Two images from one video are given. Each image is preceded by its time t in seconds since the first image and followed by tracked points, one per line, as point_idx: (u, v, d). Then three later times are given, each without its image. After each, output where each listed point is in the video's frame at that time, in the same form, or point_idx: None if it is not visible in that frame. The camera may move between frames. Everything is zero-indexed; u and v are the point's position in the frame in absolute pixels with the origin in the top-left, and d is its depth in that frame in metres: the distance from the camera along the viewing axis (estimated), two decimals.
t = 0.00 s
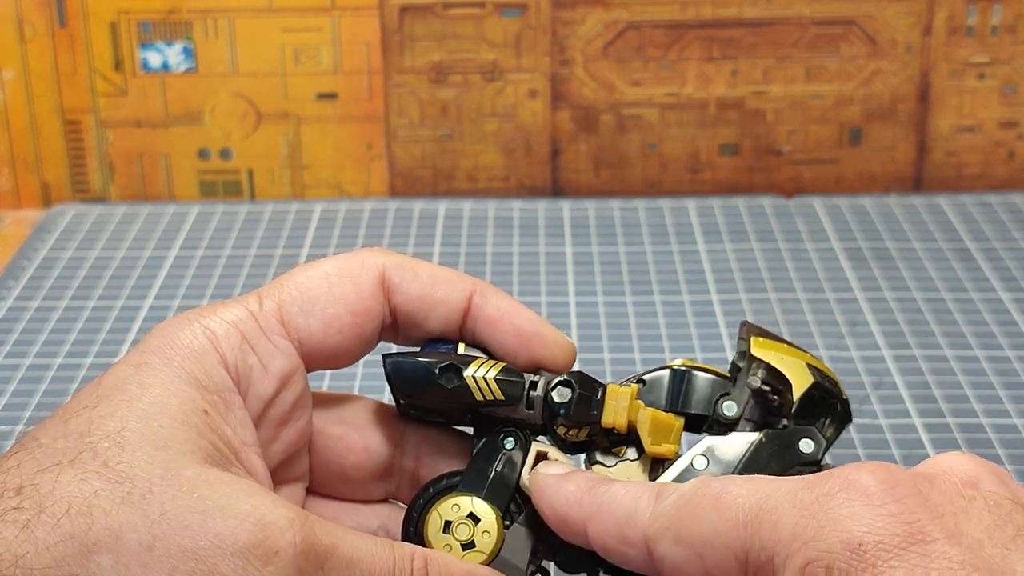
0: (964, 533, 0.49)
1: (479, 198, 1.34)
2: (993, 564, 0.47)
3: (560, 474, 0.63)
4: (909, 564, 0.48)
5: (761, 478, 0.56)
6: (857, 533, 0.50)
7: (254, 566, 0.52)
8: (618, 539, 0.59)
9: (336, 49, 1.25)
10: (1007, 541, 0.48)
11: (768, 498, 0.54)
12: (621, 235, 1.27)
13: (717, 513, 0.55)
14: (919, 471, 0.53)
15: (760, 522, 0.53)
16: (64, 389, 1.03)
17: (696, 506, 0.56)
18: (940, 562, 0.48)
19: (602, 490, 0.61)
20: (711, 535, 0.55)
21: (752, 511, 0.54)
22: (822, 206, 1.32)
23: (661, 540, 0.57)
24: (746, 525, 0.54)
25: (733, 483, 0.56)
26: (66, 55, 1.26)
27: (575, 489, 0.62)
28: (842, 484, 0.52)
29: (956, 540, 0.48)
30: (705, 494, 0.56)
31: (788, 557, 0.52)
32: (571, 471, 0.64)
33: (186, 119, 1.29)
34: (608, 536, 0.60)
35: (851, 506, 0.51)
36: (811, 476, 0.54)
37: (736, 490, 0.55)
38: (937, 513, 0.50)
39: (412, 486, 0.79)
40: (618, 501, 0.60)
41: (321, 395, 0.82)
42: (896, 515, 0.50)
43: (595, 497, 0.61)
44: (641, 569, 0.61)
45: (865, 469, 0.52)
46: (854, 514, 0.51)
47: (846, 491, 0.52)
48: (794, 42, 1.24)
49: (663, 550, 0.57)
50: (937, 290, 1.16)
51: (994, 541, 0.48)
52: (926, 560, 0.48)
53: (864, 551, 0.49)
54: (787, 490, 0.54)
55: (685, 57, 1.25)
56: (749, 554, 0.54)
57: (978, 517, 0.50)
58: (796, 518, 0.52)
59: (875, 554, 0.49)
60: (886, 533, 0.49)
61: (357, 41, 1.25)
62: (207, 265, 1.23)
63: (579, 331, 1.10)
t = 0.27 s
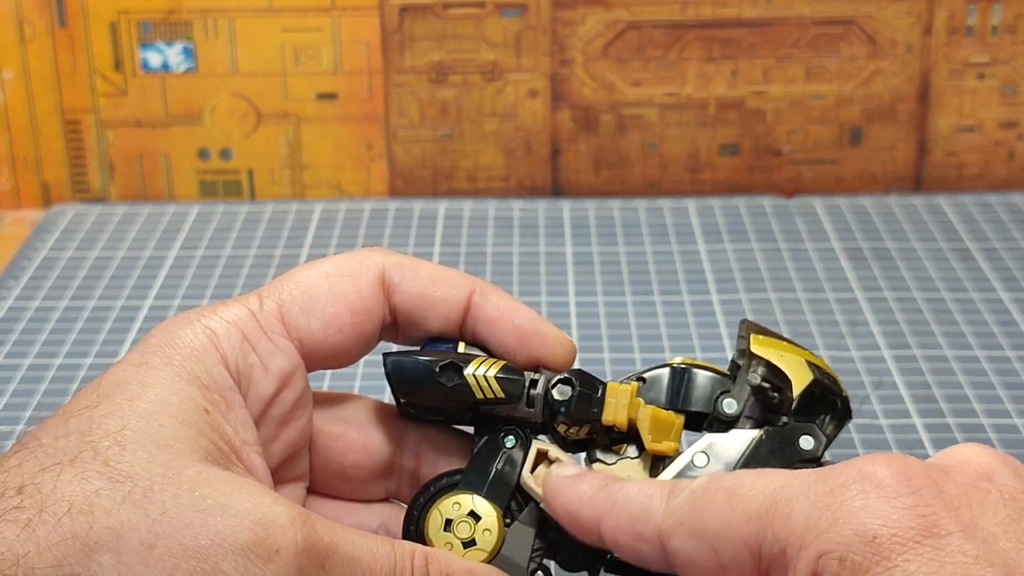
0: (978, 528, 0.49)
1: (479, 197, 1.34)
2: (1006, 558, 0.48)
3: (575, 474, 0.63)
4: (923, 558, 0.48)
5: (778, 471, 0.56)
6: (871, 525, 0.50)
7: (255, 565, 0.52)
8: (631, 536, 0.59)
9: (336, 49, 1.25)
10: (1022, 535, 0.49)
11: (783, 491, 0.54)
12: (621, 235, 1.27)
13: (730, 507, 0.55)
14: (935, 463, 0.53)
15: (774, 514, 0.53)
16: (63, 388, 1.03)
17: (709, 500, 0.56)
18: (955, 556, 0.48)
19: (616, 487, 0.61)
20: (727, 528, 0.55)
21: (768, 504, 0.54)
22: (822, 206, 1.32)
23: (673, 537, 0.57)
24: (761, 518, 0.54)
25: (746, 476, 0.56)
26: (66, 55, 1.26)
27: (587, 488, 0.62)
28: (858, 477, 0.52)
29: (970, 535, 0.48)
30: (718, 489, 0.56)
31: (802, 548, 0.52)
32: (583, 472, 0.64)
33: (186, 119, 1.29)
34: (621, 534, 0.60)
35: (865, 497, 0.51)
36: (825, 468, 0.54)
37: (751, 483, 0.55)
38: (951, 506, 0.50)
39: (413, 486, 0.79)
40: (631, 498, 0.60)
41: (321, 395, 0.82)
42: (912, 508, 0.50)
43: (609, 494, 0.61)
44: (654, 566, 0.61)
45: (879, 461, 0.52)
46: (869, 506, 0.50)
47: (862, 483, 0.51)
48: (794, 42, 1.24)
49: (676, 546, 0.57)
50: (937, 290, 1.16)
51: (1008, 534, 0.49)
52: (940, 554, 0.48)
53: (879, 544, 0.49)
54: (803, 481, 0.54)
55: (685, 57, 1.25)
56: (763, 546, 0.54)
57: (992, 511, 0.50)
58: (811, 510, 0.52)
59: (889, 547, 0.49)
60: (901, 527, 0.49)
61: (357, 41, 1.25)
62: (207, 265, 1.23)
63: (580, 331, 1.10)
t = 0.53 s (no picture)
0: (966, 527, 0.49)
1: (479, 197, 1.34)
2: (994, 557, 0.48)
3: (555, 506, 0.62)
4: (913, 557, 0.48)
5: (760, 482, 0.56)
6: (861, 528, 0.50)
7: (258, 567, 0.52)
8: (621, 562, 0.59)
9: (336, 49, 1.25)
10: (1011, 535, 0.49)
11: (772, 499, 0.54)
12: (621, 235, 1.27)
13: (720, 522, 0.55)
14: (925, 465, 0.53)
15: (764, 524, 0.53)
16: (63, 388, 1.03)
17: (697, 517, 0.56)
18: (945, 555, 0.48)
19: (600, 516, 0.60)
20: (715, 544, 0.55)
21: (757, 515, 0.54)
22: (822, 206, 1.32)
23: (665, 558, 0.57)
24: (751, 531, 0.54)
25: (734, 491, 0.56)
26: (66, 55, 1.26)
27: (574, 519, 0.61)
28: (845, 480, 0.52)
29: (959, 533, 0.48)
30: (706, 506, 0.56)
31: (795, 555, 0.52)
32: (564, 502, 0.63)
33: (186, 119, 1.29)
34: (611, 561, 0.59)
35: (855, 500, 0.51)
36: (811, 475, 0.54)
37: (736, 497, 0.55)
38: (940, 506, 0.50)
39: (414, 487, 0.79)
40: (617, 524, 0.59)
41: (326, 399, 0.82)
42: (901, 508, 0.50)
43: (592, 522, 0.60)
44: None
45: (866, 464, 0.53)
46: (859, 508, 0.51)
47: (850, 486, 0.52)
48: (794, 42, 1.24)
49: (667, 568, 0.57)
50: (937, 290, 1.16)
51: (997, 533, 0.49)
52: (930, 553, 0.48)
53: (870, 546, 0.49)
54: (790, 489, 0.54)
55: (685, 57, 1.25)
56: (754, 557, 0.54)
57: (981, 510, 0.50)
58: (801, 516, 0.52)
59: (880, 548, 0.49)
60: (891, 527, 0.49)
61: (357, 41, 1.25)
62: (207, 265, 1.23)
63: (579, 331, 1.10)
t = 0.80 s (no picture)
0: (970, 522, 0.49)
1: (479, 197, 1.34)
2: (998, 553, 0.47)
3: (551, 497, 0.63)
4: (917, 553, 0.48)
5: (760, 478, 0.56)
6: (864, 523, 0.50)
7: (258, 568, 0.52)
8: (620, 556, 0.59)
9: (336, 49, 1.25)
10: (1014, 530, 0.49)
11: (773, 496, 0.54)
12: (621, 235, 1.27)
13: (721, 519, 0.55)
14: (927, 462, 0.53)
15: (767, 520, 0.53)
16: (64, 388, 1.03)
17: (697, 515, 0.56)
18: (949, 550, 0.48)
19: (596, 508, 0.61)
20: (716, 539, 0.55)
21: (759, 511, 0.54)
22: (822, 206, 1.32)
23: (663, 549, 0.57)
24: (753, 526, 0.54)
25: (734, 485, 0.56)
26: (66, 55, 1.26)
27: (569, 511, 0.61)
28: (849, 476, 0.52)
29: (962, 529, 0.48)
30: (706, 501, 0.56)
31: (798, 551, 0.52)
32: (560, 492, 0.63)
33: (186, 119, 1.29)
34: (609, 554, 0.60)
35: (858, 496, 0.51)
36: (812, 472, 0.54)
37: (737, 493, 0.55)
38: (943, 502, 0.50)
39: (413, 487, 0.79)
40: (614, 518, 0.59)
41: (324, 397, 0.82)
42: (904, 505, 0.50)
43: (590, 515, 0.60)
44: None
45: (870, 460, 0.53)
46: (863, 504, 0.51)
47: (854, 482, 0.52)
48: (794, 42, 1.24)
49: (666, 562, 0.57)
50: (937, 290, 1.16)
51: (1000, 529, 0.49)
52: (934, 549, 0.48)
53: (874, 541, 0.49)
54: (792, 485, 0.54)
55: (685, 57, 1.25)
56: (758, 554, 0.54)
57: (984, 506, 0.50)
58: (804, 513, 0.52)
59: (883, 544, 0.49)
60: (895, 523, 0.49)
61: (357, 41, 1.25)
62: (207, 265, 1.23)
63: (579, 331, 1.10)
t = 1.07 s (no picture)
0: (970, 522, 0.49)
1: (479, 197, 1.34)
2: (997, 553, 0.47)
3: (552, 505, 0.63)
4: (917, 553, 0.48)
5: (761, 479, 0.56)
6: (864, 525, 0.50)
7: (257, 566, 0.52)
8: (621, 561, 0.59)
9: (336, 49, 1.25)
10: (1015, 531, 0.48)
11: (773, 497, 0.54)
12: (621, 235, 1.27)
13: (721, 520, 0.55)
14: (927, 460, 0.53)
15: (767, 521, 0.53)
16: (64, 388, 1.03)
17: (697, 519, 0.56)
18: (949, 551, 0.47)
19: (599, 514, 0.61)
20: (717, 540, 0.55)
21: (759, 514, 0.54)
22: (822, 206, 1.32)
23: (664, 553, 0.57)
24: (753, 527, 0.54)
25: (734, 488, 0.56)
26: (66, 55, 1.26)
27: (570, 518, 0.61)
28: (848, 477, 0.52)
29: (962, 529, 0.48)
30: (704, 505, 0.56)
31: (799, 551, 0.52)
32: (564, 500, 0.63)
33: (186, 119, 1.29)
34: (612, 559, 0.60)
35: (858, 496, 0.51)
36: (815, 471, 0.54)
37: (738, 496, 0.55)
38: (942, 501, 0.50)
39: (413, 486, 0.79)
40: (616, 523, 0.60)
41: (323, 396, 0.82)
42: (903, 504, 0.50)
43: (593, 522, 0.60)
44: None
45: (869, 460, 0.53)
46: (862, 504, 0.51)
47: (853, 483, 0.52)
48: (794, 42, 1.24)
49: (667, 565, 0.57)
50: (937, 290, 1.16)
51: (1001, 529, 0.48)
52: (934, 549, 0.48)
53: (873, 541, 0.49)
54: (793, 485, 0.54)
55: (685, 57, 1.25)
56: (758, 555, 0.54)
57: (984, 506, 0.50)
58: (804, 515, 0.52)
59: (883, 544, 0.49)
60: (894, 524, 0.49)
61: (357, 41, 1.24)
62: (207, 265, 1.23)
63: (580, 331, 1.10)
